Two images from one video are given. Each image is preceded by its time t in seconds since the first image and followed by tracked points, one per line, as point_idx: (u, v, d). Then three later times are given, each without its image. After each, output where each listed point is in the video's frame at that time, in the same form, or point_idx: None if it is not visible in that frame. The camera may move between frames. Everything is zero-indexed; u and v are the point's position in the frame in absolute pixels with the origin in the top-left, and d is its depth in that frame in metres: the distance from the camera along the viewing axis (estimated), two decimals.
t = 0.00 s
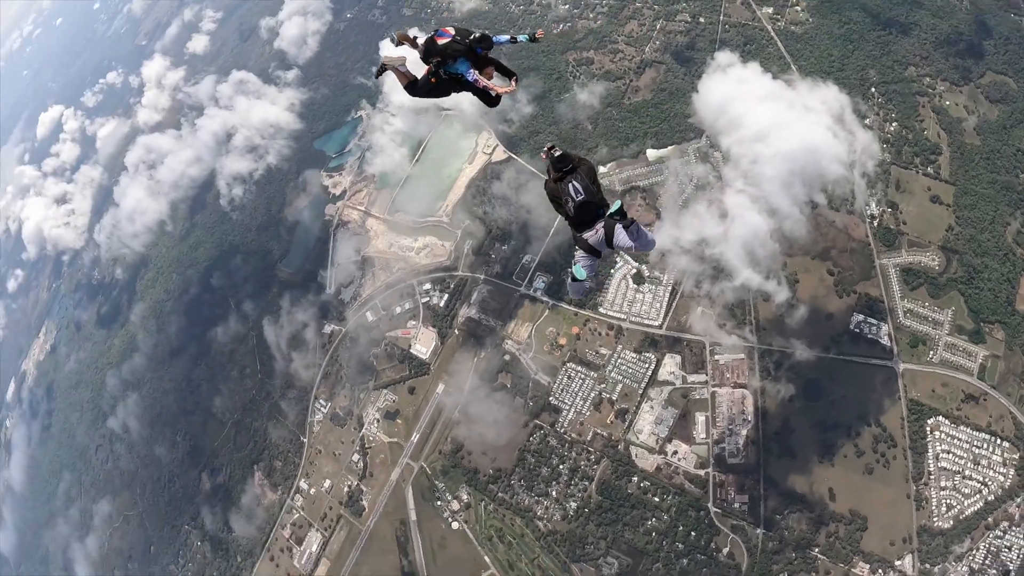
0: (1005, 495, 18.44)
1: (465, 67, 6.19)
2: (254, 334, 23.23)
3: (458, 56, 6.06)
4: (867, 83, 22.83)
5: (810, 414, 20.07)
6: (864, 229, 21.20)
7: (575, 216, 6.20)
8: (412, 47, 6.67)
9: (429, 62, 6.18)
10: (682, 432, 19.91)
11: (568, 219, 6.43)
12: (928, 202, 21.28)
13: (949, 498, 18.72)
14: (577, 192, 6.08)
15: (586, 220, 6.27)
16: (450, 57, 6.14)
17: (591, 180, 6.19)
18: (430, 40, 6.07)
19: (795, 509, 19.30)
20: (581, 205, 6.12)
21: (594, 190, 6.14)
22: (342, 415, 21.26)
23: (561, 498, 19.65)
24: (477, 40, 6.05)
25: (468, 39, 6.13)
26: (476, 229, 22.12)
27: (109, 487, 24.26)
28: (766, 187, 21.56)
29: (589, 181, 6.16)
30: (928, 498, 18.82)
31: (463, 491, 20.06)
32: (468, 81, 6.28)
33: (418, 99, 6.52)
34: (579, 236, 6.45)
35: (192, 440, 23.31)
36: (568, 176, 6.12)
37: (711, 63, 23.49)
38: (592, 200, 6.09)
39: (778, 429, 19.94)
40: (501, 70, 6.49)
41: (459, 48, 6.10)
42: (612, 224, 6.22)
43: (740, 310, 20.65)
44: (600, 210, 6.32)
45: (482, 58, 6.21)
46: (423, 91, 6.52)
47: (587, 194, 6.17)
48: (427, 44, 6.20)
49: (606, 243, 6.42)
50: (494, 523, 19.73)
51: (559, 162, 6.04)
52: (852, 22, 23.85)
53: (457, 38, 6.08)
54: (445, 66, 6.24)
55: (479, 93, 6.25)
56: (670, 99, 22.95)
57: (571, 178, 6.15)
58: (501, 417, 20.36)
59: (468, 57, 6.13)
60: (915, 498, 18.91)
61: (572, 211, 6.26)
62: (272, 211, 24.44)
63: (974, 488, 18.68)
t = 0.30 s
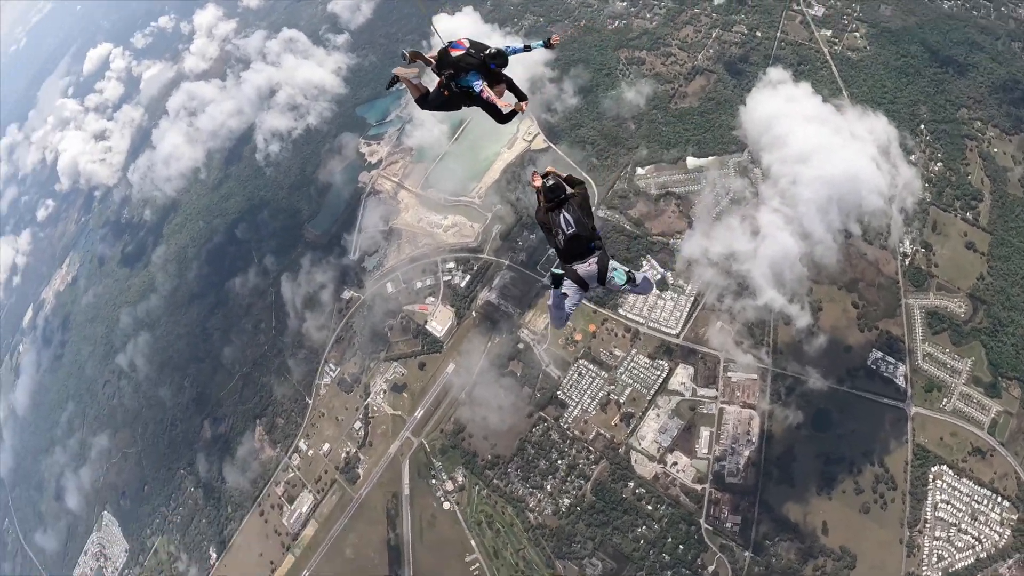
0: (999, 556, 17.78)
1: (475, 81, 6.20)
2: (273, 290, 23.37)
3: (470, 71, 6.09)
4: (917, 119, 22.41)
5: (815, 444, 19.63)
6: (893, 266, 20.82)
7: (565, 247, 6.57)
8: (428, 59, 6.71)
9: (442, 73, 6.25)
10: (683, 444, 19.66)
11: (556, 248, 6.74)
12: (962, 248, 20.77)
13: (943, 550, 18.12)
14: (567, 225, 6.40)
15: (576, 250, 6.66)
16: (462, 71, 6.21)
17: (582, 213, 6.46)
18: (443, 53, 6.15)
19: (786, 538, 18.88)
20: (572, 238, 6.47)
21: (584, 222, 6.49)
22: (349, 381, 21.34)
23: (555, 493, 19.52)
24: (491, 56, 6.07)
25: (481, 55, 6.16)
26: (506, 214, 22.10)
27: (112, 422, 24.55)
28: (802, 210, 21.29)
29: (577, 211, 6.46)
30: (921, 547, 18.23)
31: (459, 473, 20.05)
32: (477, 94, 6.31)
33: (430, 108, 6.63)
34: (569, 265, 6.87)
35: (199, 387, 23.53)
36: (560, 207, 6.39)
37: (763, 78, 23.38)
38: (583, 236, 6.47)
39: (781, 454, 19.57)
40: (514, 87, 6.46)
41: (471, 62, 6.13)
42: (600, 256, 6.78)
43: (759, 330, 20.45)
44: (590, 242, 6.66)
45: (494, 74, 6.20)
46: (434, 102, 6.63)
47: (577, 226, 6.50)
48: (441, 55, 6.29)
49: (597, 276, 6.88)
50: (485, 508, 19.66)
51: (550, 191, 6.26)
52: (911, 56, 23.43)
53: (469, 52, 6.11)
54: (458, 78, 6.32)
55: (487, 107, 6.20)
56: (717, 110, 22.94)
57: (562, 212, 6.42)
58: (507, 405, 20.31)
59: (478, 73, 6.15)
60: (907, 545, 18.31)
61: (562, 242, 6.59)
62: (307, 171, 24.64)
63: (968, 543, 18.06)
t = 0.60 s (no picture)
0: None
1: (489, 99, 6.36)
2: (303, 251, 23.62)
3: (485, 88, 6.26)
4: (971, 169, 21.67)
5: (820, 482, 19.10)
6: (924, 315, 20.14)
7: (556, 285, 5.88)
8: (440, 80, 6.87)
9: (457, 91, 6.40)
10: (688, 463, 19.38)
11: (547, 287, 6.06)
12: (998, 306, 19.86)
13: None
14: (560, 262, 5.80)
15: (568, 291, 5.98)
16: (477, 88, 6.36)
17: (577, 251, 5.87)
18: (458, 70, 6.32)
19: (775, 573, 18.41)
20: (564, 275, 5.83)
21: (579, 261, 5.85)
22: (366, 351, 21.45)
23: (552, 492, 19.40)
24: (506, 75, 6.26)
25: (495, 74, 6.34)
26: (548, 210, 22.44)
27: (128, 359, 24.94)
28: (841, 244, 20.95)
29: (572, 249, 5.86)
30: None
31: (462, 458, 20.05)
32: (491, 112, 6.45)
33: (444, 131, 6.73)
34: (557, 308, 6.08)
35: (218, 337, 23.85)
36: (554, 242, 5.83)
37: (820, 106, 23.17)
38: (574, 273, 5.82)
39: (784, 488, 19.11)
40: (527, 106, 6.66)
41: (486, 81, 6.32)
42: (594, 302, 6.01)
43: (781, 360, 20.12)
44: (583, 283, 5.97)
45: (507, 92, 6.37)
46: (449, 123, 6.73)
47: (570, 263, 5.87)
48: (455, 73, 6.46)
49: (588, 321, 6.05)
50: (481, 497, 19.60)
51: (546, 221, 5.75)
52: (974, 103, 22.65)
53: (484, 69, 6.27)
54: (473, 97, 6.47)
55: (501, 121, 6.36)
56: (770, 133, 22.75)
57: (556, 246, 5.85)
58: (519, 398, 20.30)
59: (492, 90, 6.34)
60: None
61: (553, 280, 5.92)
62: (353, 139, 24.92)
63: None
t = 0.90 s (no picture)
0: None
1: (500, 127, 5.73)
2: (343, 219, 24.02)
3: (495, 115, 5.61)
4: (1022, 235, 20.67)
5: (822, 528, 18.55)
6: (952, 376, 19.27)
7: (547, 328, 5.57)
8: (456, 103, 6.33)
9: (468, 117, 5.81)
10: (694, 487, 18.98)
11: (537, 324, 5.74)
12: None
13: None
14: (553, 306, 5.40)
15: (558, 334, 5.65)
16: (488, 114, 5.72)
17: (572, 294, 5.45)
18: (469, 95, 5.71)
19: None
20: (555, 320, 5.47)
21: (573, 304, 5.48)
22: (391, 326, 21.55)
23: (553, 495, 19.22)
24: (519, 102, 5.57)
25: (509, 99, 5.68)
26: (592, 211, 22.29)
27: (157, 299, 25.60)
28: (880, 292, 20.56)
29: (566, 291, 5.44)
30: None
31: (469, 446, 19.98)
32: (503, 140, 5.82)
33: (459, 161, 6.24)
34: (546, 349, 5.84)
35: (248, 291, 24.25)
36: (548, 284, 5.38)
37: (880, 148, 22.72)
38: (567, 320, 5.46)
39: (784, 528, 18.57)
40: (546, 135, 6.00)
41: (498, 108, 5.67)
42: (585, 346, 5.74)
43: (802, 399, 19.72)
44: (575, 328, 5.64)
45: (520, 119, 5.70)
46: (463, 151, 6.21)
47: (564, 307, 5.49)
48: (467, 98, 5.85)
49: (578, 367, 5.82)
50: (482, 488, 19.46)
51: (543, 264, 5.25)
52: None
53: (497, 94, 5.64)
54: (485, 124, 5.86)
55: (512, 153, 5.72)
56: (825, 170, 22.39)
57: (550, 289, 5.41)
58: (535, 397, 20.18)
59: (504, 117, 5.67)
60: None
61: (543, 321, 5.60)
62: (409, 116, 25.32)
63: None
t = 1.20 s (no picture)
0: None
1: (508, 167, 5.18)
2: (393, 201, 24.57)
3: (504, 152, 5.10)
4: None
5: None
6: (983, 444, 18.29)
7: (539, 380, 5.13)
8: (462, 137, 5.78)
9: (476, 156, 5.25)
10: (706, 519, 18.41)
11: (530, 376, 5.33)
12: None
13: None
14: (546, 355, 5.05)
15: (550, 387, 5.20)
16: (497, 151, 5.19)
17: (567, 343, 5.09)
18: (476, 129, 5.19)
19: None
20: (547, 371, 5.06)
21: (568, 354, 5.07)
22: (428, 315, 21.71)
23: (564, 505, 18.93)
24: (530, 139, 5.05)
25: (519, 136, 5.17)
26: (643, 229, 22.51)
27: (202, 256, 26.31)
28: (922, 348, 19.83)
29: (562, 341, 5.09)
30: None
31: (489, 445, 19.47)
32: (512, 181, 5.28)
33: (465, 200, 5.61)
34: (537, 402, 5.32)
35: (291, 260, 24.81)
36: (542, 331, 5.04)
37: (941, 201, 22.07)
38: (559, 369, 5.06)
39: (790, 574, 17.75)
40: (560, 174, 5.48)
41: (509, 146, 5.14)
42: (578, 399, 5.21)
43: (828, 446, 19.01)
44: (568, 380, 5.17)
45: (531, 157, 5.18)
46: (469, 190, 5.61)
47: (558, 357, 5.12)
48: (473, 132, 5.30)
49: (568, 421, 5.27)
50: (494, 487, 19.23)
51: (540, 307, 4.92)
52: None
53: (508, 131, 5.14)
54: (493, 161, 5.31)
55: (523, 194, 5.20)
56: (882, 218, 21.84)
57: (544, 336, 5.10)
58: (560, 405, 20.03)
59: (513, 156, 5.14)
60: None
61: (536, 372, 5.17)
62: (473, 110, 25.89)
63: None
